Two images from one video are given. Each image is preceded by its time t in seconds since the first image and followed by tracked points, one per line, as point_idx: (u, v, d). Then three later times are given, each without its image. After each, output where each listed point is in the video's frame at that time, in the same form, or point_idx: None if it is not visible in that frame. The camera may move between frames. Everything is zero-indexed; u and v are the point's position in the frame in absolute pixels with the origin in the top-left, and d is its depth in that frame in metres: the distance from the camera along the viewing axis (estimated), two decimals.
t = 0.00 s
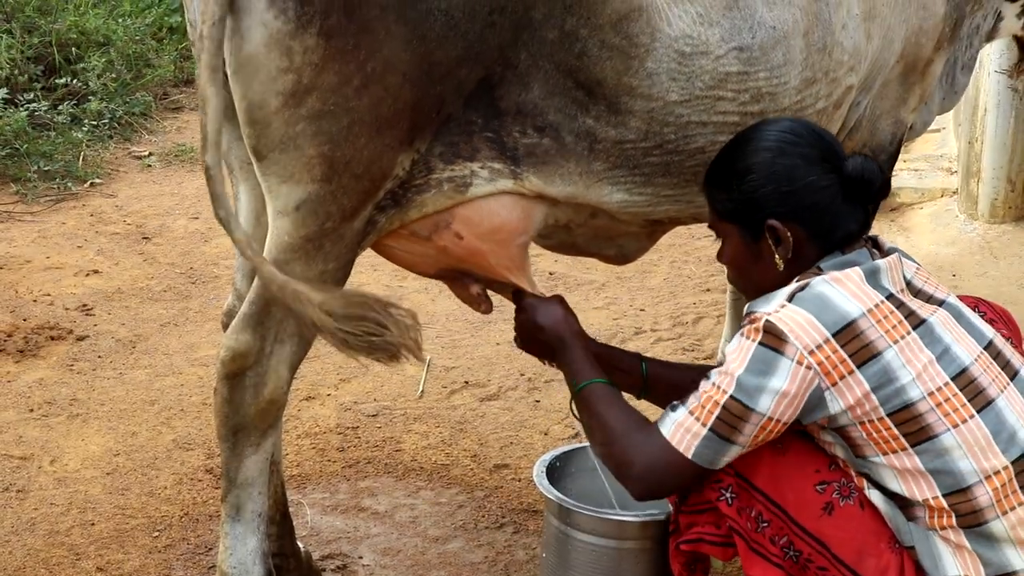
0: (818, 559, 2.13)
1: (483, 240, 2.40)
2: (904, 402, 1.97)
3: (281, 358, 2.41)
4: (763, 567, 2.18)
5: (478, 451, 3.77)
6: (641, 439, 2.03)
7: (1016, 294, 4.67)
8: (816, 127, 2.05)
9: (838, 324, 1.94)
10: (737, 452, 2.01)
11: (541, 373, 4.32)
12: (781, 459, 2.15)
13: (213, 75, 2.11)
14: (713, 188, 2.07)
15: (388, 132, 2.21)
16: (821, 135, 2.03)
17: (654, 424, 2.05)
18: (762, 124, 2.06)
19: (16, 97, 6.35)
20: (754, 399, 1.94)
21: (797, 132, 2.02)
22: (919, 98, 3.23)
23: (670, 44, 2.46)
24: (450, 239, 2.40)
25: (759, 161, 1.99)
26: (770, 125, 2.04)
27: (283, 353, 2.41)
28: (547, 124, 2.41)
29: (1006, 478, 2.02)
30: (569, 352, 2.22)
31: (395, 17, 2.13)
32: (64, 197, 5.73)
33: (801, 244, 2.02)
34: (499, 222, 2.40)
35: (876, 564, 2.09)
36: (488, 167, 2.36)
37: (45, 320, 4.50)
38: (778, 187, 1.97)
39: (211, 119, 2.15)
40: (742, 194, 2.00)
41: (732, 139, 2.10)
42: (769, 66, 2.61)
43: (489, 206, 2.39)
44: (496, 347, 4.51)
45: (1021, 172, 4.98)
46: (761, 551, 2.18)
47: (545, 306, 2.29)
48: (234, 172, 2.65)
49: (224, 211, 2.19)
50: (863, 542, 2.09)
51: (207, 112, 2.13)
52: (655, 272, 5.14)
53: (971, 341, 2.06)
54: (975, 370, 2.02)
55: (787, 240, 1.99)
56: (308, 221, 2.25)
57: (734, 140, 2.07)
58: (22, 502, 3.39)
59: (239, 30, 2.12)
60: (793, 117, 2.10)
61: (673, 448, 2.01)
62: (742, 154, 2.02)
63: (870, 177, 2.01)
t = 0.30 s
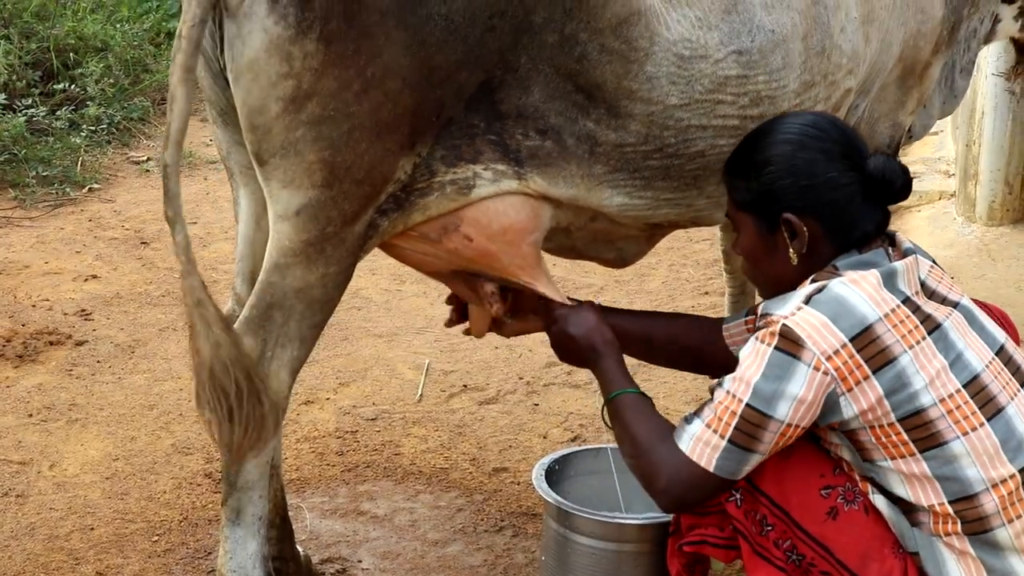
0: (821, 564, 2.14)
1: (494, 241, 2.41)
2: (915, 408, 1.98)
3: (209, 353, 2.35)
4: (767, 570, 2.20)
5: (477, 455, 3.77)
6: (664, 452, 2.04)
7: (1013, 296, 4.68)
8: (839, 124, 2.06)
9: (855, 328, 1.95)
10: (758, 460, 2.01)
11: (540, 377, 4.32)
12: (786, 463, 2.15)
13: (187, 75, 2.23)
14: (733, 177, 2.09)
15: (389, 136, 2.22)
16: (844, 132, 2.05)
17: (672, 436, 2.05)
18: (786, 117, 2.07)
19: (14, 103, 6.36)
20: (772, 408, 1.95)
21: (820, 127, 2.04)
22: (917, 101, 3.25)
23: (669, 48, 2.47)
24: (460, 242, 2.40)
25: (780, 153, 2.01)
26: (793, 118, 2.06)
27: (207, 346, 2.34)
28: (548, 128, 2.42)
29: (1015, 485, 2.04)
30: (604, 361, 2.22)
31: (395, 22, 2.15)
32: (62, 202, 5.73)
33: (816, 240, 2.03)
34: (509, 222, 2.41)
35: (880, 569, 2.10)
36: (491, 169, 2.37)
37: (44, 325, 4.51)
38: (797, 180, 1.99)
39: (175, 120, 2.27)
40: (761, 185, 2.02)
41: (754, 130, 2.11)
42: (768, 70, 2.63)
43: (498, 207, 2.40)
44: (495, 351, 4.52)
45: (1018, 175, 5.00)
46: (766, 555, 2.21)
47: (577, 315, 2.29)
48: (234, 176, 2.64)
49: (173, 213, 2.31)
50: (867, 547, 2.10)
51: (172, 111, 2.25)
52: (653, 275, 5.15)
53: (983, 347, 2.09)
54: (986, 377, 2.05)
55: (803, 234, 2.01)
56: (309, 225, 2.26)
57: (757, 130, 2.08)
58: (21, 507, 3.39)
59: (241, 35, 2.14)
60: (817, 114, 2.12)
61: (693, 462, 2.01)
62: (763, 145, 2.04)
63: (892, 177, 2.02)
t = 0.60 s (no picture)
0: (820, 564, 2.16)
1: (489, 247, 2.42)
2: (915, 409, 2.00)
3: (61, 337, 2.49)
4: (767, 570, 2.23)
5: (477, 457, 3.78)
6: (669, 464, 2.06)
7: (1010, 298, 4.70)
8: (842, 127, 2.08)
9: (854, 331, 1.97)
10: (763, 467, 2.03)
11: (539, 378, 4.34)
12: (786, 464, 2.17)
13: (167, 73, 2.35)
14: (735, 177, 2.10)
15: (392, 140, 2.23)
16: (847, 135, 2.06)
17: (677, 448, 2.07)
18: (789, 119, 2.09)
19: (13, 106, 6.36)
20: (774, 415, 1.96)
21: (823, 129, 2.05)
22: (915, 104, 3.27)
23: (673, 53, 2.49)
24: (454, 247, 2.41)
25: (783, 156, 2.03)
26: (797, 120, 2.07)
27: (65, 330, 2.49)
28: (551, 134, 2.43)
29: (1015, 486, 2.05)
30: (605, 381, 2.23)
31: (398, 27, 2.16)
32: (61, 205, 5.74)
33: (817, 242, 2.05)
34: (504, 229, 2.42)
35: (879, 570, 2.12)
36: (491, 174, 2.38)
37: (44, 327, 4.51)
38: (800, 183, 2.00)
39: (151, 116, 2.38)
40: (763, 187, 2.04)
41: (757, 131, 2.13)
42: (771, 73, 2.64)
43: (495, 214, 2.41)
44: (494, 353, 4.53)
45: (1015, 177, 5.03)
46: (766, 556, 2.23)
47: (578, 337, 2.31)
48: (236, 180, 2.66)
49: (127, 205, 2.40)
50: (867, 548, 2.12)
51: (151, 107, 2.37)
52: (651, 277, 5.17)
53: (982, 349, 2.10)
54: (985, 378, 2.06)
55: (804, 237, 2.03)
56: (311, 229, 2.27)
57: (760, 132, 2.10)
58: (21, 509, 3.40)
59: (245, 39, 2.19)
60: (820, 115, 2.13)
61: (699, 472, 2.03)
62: (766, 146, 2.06)
63: (894, 182, 2.02)
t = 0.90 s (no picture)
0: (826, 566, 2.15)
1: (479, 248, 2.41)
2: (922, 408, 1.99)
3: (166, 334, 2.63)
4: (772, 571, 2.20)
5: (477, 459, 3.78)
6: (652, 433, 2.07)
7: (1010, 300, 4.70)
8: (852, 128, 2.08)
9: (861, 328, 1.96)
10: (749, 451, 2.04)
11: (539, 380, 4.33)
12: (793, 464, 2.16)
13: (170, 74, 2.35)
14: (745, 180, 2.09)
15: (395, 141, 2.23)
16: (857, 136, 2.06)
17: (665, 420, 2.08)
18: (798, 121, 2.09)
19: (12, 107, 6.35)
20: (771, 401, 1.97)
21: (834, 131, 2.05)
22: (918, 105, 3.28)
23: (679, 54, 2.48)
24: (446, 244, 2.40)
25: (794, 157, 2.02)
26: (807, 122, 2.07)
27: (165, 329, 2.63)
28: (554, 136, 2.43)
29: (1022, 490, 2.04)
30: (556, 359, 2.27)
31: (401, 28, 2.16)
32: (60, 206, 5.73)
33: (829, 243, 2.04)
34: (496, 231, 2.42)
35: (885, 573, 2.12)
36: (493, 179, 2.38)
37: (43, 329, 4.50)
38: (813, 184, 2.00)
39: (156, 116, 2.39)
40: (775, 189, 2.03)
41: (766, 133, 2.12)
42: (777, 75, 2.64)
43: (489, 217, 2.41)
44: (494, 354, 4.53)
45: (1016, 179, 5.03)
46: (772, 556, 2.21)
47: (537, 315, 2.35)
48: (237, 181, 2.65)
49: (147, 204, 2.47)
50: (873, 550, 2.12)
51: (155, 109, 2.38)
52: (651, 279, 5.16)
53: (991, 351, 2.09)
54: (994, 380, 2.05)
55: (816, 238, 2.02)
56: (312, 230, 2.26)
57: (769, 134, 2.09)
58: (20, 511, 3.39)
59: (247, 40, 2.19)
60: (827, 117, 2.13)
61: (684, 443, 2.04)
62: (776, 148, 2.05)
63: (904, 182, 2.04)
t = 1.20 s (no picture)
0: (823, 569, 2.15)
1: (489, 251, 2.41)
2: (916, 412, 1.99)
3: (179, 347, 2.54)
4: None
5: (477, 459, 3.78)
6: (654, 443, 2.06)
7: (1010, 299, 4.70)
8: (847, 129, 2.07)
9: (855, 331, 1.96)
10: (748, 459, 2.04)
11: (538, 380, 4.33)
12: (789, 467, 2.17)
13: (180, 78, 2.34)
14: (739, 182, 2.09)
15: (395, 142, 2.23)
16: (852, 137, 2.06)
17: (664, 430, 2.08)
18: (792, 121, 2.08)
19: (11, 108, 6.34)
20: (766, 407, 1.97)
21: (828, 132, 2.05)
22: (918, 105, 3.28)
23: (679, 54, 2.48)
24: (455, 250, 2.40)
25: (788, 159, 2.02)
26: (801, 123, 2.07)
27: (179, 342, 2.54)
28: (554, 136, 2.43)
29: (1018, 492, 2.03)
30: (578, 361, 2.25)
31: (402, 28, 2.16)
32: (59, 208, 5.73)
33: (823, 245, 2.04)
34: (503, 233, 2.41)
35: None
36: (493, 178, 2.38)
37: (42, 330, 4.50)
38: (807, 187, 2.00)
39: (168, 122, 2.38)
40: (769, 192, 2.03)
41: (760, 133, 2.12)
42: (777, 74, 2.64)
43: (495, 219, 2.40)
44: (493, 355, 4.53)
45: (1015, 178, 5.03)
46: (768, 561, 2.19)
47: (552, 315, 2.31)
48: (237, 181, 2.64)
49: (163, 211, 2.46)
50: (871, 552, 2.12)
51: (167, 115, 2.37)
52: (651, 279, 5.16)
53: (987, 354, 2.09)
54: (990, 382, 2.05)
55: (811, 241, 2.02)
56: (313, 231, 2.26)
57: (764, 135, 2.09)
58: (20, 512, 3.38)
59: (247, 41, 2.18)
60: (821, 116, 2.13)
61: (684, 453, 2.04)
62: (770, 150, 2.05)
63: (900, 184, 2.04)
